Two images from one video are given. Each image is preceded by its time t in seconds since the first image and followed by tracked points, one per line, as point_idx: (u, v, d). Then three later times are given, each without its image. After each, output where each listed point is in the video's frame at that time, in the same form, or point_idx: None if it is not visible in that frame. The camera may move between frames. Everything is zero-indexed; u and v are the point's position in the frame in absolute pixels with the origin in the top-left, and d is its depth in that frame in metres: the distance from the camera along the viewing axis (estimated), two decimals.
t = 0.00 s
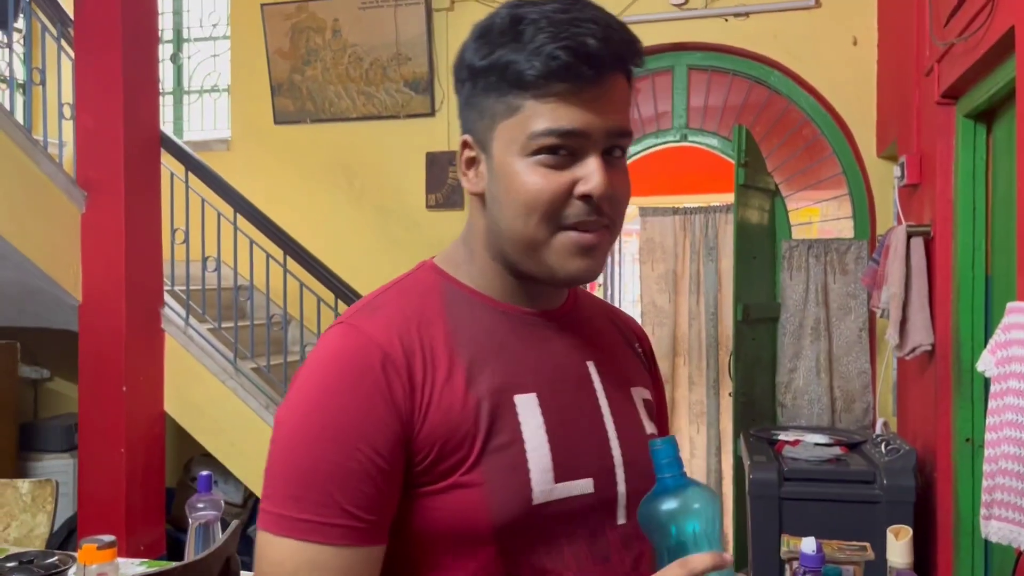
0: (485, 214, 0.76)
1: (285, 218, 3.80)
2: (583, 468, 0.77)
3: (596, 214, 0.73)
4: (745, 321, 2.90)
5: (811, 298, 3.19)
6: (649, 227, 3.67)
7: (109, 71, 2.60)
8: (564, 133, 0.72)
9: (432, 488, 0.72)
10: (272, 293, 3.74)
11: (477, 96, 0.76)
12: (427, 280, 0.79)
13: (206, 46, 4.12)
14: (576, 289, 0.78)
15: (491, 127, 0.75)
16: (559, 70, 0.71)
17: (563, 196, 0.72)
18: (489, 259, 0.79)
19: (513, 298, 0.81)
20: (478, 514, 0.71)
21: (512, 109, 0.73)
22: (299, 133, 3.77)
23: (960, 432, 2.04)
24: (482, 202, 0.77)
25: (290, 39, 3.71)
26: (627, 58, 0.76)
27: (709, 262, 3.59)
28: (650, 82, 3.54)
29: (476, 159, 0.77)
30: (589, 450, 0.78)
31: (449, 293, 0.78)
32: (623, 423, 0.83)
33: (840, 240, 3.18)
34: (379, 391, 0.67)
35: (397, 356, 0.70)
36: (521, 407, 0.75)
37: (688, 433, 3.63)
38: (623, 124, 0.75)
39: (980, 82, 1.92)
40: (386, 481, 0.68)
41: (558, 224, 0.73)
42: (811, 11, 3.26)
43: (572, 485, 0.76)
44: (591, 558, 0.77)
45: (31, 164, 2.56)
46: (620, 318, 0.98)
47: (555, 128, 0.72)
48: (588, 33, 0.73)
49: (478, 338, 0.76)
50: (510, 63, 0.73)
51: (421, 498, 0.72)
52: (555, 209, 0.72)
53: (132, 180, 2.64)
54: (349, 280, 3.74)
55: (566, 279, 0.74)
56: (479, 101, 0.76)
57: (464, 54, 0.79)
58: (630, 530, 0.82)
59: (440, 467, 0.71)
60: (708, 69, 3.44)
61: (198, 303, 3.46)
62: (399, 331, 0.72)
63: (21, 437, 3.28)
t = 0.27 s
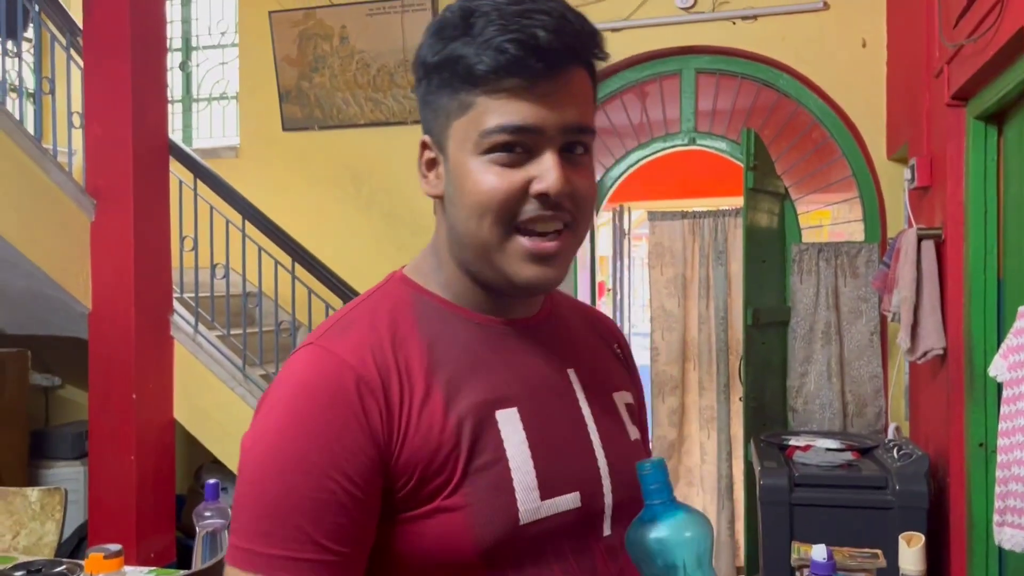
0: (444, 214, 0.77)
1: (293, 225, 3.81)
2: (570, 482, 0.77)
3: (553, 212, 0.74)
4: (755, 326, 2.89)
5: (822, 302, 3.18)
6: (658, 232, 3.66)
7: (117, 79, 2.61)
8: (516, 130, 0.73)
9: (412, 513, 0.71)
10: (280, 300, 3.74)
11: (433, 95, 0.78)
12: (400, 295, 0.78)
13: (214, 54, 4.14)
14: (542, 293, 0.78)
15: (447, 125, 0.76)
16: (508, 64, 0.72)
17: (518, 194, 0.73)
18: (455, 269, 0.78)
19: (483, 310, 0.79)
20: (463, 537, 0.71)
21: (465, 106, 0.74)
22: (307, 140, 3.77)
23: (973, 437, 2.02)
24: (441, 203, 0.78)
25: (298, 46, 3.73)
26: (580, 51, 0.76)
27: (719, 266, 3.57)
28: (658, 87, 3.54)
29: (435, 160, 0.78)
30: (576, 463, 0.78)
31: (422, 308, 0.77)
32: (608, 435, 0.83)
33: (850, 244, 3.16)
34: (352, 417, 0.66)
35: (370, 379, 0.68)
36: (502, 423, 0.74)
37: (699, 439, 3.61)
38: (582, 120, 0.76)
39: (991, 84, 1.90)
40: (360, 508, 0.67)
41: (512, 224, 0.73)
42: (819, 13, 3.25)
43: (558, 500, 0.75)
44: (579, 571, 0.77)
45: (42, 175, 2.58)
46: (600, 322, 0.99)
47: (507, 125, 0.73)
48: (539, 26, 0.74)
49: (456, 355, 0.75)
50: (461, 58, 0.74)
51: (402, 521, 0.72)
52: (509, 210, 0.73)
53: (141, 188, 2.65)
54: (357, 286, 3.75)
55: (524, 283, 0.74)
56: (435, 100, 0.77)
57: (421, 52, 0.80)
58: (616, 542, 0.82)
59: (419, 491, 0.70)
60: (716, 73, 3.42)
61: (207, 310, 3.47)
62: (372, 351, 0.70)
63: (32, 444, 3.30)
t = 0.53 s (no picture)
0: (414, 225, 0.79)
1: (306, 234, 3.83)
2: (560, 500, 0.77)
3: (528, 213, 0.76)
4: (770, 332, 2.86)
5: (837, 308, 3.17)
6: (670, 238, 3.65)
7: (130, 92, 2.63)
8: (486, 134, 0.75)
9: (407, 541, 0.71)
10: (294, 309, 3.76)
11: (396, 103, 0.79)
12: (377, 317, 0.78)
13: (228, 65, 4.17)
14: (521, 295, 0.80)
15: (412, 134, 0.78)
16: (471, 66, 0.75)
17: (493, 198, 0.75)
18: (430, 283, 0.80)
19: (459, 323, 0.81)
20: (460, 563, 0.70)
21: (431, 113, 0.76)
22: (320, 149, 3.78)
23: (991, 445, 2.00)
24: (410, 213, 0.80)
25: (309, 56, 3.74)
26: (541, 47, 0.79)
27: (732, 272, 3.54)
28: (669, 92, 3.53)
29: (402, 171, 0.80)
30: (564, 483, 0.78)
31: (401, 331, 0.77)
32: (592, 452, 0.84)
33: (865, 249, 3.15)
34: (341, 443, 0.66)
35: (357, 403, 0.68)
36: (491, 443, 0.74)
37: (713, 446, 3.59)
38: (548, 119, 0.79)
39: (1005, 86, 1.88)
40: (352, 536, 0.66)
41: (490, 229, 0.75)
42: (831, 17, 3.23)
43: (549, 520, 0.76)
44: None
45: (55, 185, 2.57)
46: (568, 330, 1.02)
47: (475, 130, 0.75)
48: (499, 25, 0.77)
49: (441, 378, 0.75)
50: (423, 62, 0.76)
51: (396, 549, 0.71)
52: (485, 214, 0.75)
53: (154, 199, 2.66)
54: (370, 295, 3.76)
55: (505, 285, 0.77)
56: (399, 109, 0.79)
57: (375, 59, 0.81)
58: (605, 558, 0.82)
59: (413, 517, 0.70)
60: (727, 78, 3.41)
61: (220, 320, 3.49)
62: (356, 375, 0.70)
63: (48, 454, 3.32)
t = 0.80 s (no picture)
0: (401, 240, 0.77)
1: (322, 244, 3.85)
2: (551, 519, 0.78)
3: (522, 225, 0.76)
4: (786, 339, 2.85)
5: (854, 314, 3.14)
6: (685, 245, 3.64)
7: (145, 106, 2.66)
8: (480, 145, 0.74)
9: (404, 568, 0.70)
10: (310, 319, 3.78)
11: (384, 115, 0.78)
12: (359, 339, 0.77)
13: (243, 77, 4.21)
14: (507, 312, 0.79)
15: (400, 146, 0.77)
16: (465, 75, 0.74)
17: (486, 209, 0.74)
18: (414, 302, 0.79)
19: (440, 344, 0.80)
20: None
21: (422, 124, 0.75)
22: (335, 160, 3.81)
23: (1009, 453, 1.97)
24: (394, 227, 0.79)
25: (324, 67, 3.77)
26: (534, 60, 0.80)
27: (748, 278, 3.52)
28: (684, 98, 3.50)
29: (387, 185, 0.78)
30: (553, 501, 0.80)
31: (385, 354, 0.76)
32: (574, 469, 0.86)
33: (882, 255, 3.13)
34: (336, 473, 0.64)
35: (348, 430, 0.67)
36: (484, 465, 0.74)
37: (731, 454, 3.57)
38: (540, 132, 0.79)
39: (1019, 91, 1.86)
40: (349, 566, 0.65)
41: (484, 241, 0.75)
42: (844, 22, 3.21)
43: (543, 539, 0.76)
44: None
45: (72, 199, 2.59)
46: (536, 347, 1.02)
47: (468, 140, 0.74)
48: (494, 36, 0.77)
49: (430, 402, 0.74)
50: (413, 72, 0.76)
51: None
52: (478, 225, 0.74)
53: (170, 212, 2.69)
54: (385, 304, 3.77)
55: (497, 299, 0.76)
56: (387, 120, 0.78)
57: (361, 72, 0.80)
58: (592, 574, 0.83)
59: (409, 544, 0.69)
60: (741, 84, 3.39)
61: (236, 330, 3.51)
62: (345, 401, 0.69)
63: (69, 465, 3.36)
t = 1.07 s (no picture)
0: (418, 248, 0.77)
1: (344, 254, 3.87)
2: (557, 531, 0.79)
3: (541, 241, 0.76)
4: (809, 345, 2.82)
5: (878, 320, 3.11)
6: (707, 251, 3.62)
7: (169, 119, 2.70)
8: (508, 158, 0.75)
9: None
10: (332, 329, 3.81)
11: (413, 122, 0.78)
12: (368, 350, 0.76)
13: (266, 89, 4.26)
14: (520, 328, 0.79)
15: (427, 152, 0.77)
16: (500, 91, 0.75)
17: (508, 222, 0.75)
18: (426, 313, 0.78)
19: (448, 357, 0.80)
20: None
21: (451, 133, 0.76)
22: (357, 170, 3.83)
23: None
24: (412, 233, 0.78)
25: (345, 79, 3.81)
26: (566, 84, 0.81)
27: (770, 284, 3.49)
28: (704, 104, 3.49)
29: (410, 190, 0.78)
30: (558, 513, 0.80)
31: (394, 366, 0.75)
32: (576, 482, 0.86)
33: (906, 259, 3.09)
34: (348, 485, 0.64)
35: (359, 442, 0.66)
36: (491, 479, 0.74)
37: (755, 462, 3.54)
38: (564, 153, 0.80)
39: None
40: None
41: (502, 252, 0.75)
42: (865, 25, 3.19)
43: (550, 551, 0.77)
44: None
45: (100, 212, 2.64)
46: (535, 362, 1.03)
47: (495, 153, 0.75)
48: (531, 56, 0.78)
49: (439, 415, 0.74)
50: (448, 83, 0.76)
51: None
52: (499, 237, 0.74)
53: (194, 224, 2.73)
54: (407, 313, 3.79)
55: (510, 314, 0.76)
56: (415, 126, 0.78)
57: (395, 79, 0.80)
58: None
59: (419, 556, 0.69)
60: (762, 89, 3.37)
61: (260, 340, 3.54)
62: (357, 413, 0.68)
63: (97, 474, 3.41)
